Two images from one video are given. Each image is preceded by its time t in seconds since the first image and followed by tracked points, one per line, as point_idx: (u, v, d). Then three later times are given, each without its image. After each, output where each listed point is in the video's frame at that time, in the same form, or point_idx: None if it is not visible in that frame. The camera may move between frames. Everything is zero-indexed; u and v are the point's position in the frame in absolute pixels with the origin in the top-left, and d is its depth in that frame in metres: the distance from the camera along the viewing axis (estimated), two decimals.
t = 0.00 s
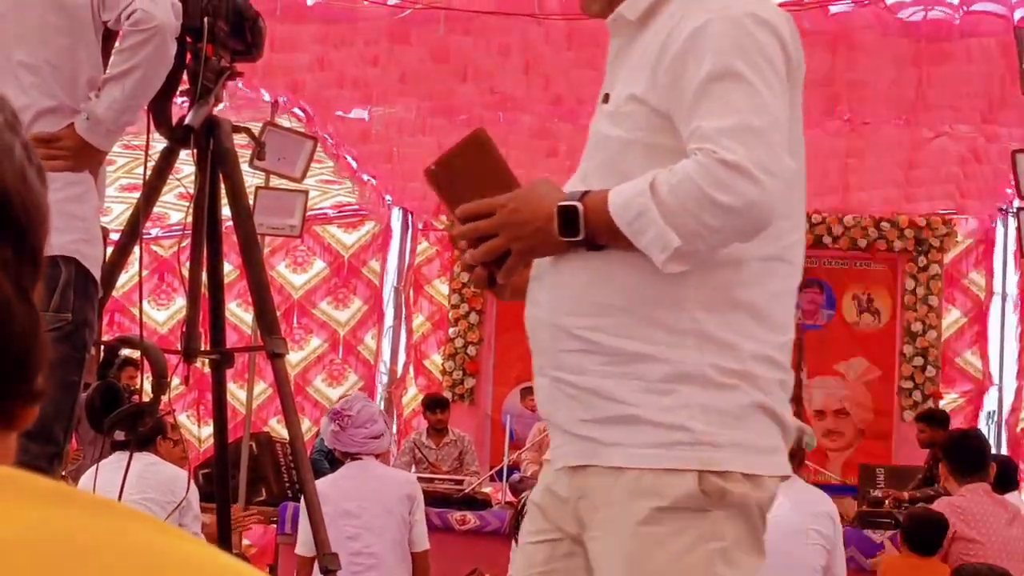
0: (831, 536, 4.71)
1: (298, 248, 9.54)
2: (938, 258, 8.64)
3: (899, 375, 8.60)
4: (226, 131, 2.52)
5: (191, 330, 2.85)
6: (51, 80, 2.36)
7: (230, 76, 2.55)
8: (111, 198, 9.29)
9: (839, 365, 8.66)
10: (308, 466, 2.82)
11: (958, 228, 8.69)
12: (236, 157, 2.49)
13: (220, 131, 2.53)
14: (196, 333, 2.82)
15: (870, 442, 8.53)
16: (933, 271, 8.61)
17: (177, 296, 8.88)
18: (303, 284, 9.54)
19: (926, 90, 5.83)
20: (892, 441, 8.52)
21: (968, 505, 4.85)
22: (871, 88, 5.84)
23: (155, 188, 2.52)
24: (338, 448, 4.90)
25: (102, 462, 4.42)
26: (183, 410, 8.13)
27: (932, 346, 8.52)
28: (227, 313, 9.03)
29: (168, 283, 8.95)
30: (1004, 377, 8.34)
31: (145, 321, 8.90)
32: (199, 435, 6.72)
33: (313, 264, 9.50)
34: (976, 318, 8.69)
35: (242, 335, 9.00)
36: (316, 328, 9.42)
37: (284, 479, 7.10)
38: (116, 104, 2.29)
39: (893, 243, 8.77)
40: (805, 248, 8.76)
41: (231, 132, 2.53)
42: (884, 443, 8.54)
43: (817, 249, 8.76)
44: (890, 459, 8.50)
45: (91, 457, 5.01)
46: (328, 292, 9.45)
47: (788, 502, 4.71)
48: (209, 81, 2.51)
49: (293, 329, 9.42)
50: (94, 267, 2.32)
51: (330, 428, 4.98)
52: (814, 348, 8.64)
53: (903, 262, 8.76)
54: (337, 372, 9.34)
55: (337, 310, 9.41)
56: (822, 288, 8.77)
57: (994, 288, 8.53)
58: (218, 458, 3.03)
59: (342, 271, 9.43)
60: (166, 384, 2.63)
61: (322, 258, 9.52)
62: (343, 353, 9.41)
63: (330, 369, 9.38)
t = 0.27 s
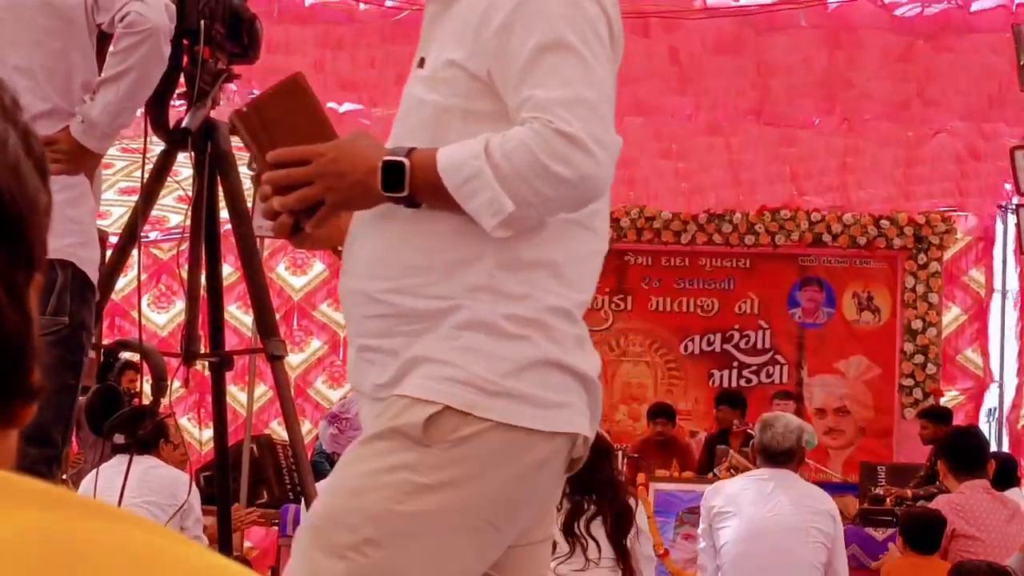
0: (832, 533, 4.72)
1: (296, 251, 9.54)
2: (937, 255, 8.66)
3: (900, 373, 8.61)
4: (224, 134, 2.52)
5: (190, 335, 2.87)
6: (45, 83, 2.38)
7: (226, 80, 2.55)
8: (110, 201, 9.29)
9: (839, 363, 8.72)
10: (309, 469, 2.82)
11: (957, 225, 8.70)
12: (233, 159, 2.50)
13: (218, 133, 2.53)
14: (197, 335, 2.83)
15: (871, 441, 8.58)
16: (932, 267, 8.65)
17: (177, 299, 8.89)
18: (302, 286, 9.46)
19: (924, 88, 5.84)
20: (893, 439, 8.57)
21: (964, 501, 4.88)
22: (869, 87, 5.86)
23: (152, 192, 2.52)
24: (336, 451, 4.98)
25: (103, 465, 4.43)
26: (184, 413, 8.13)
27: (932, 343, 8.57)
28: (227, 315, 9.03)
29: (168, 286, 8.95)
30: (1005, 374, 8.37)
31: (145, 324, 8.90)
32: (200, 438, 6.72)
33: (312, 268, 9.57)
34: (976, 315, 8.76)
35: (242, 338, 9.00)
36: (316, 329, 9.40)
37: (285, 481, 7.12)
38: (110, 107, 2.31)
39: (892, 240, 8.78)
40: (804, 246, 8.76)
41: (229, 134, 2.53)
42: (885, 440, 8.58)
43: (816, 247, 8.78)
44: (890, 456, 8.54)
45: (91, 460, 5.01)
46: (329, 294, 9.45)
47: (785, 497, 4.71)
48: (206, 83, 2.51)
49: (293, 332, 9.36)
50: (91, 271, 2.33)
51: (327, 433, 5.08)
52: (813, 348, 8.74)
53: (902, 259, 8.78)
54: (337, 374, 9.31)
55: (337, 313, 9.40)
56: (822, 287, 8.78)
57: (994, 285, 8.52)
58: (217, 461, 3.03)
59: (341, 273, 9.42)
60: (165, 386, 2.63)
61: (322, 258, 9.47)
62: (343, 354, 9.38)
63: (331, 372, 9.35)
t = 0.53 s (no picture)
0: (833, 530, 4.74)
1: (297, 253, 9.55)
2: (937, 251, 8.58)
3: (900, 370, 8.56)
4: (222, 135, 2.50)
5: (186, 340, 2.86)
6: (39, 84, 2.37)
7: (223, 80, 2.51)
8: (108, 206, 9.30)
9: (840, 360, 8.73)
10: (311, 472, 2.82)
11: (956, 221, 8.63)
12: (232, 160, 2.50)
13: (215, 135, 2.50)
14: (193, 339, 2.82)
15: (871, 437, 8.54)
16: (931, 264, 8.56)
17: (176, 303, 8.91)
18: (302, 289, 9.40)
19: (920, 85, 5.85)
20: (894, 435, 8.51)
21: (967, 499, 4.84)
22: (865, 84, 5.86)
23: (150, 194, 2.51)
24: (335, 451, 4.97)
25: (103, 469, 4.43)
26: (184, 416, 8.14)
27: (932, 340, 8.50)
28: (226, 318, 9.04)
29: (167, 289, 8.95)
30: (1005, 370, 8.37)
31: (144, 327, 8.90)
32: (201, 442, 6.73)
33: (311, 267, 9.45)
34: (976, 312, 8.60)
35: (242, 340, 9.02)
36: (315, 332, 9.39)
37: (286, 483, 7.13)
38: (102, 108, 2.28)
39: (891, 237, 8.72)
40: (802, 244, 8.77)
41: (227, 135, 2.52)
42: (885, 437, 8.52)
43: (814, 245, 8.79)
44: (891, 454, 8.48)
45: (91, 464, 5.01)
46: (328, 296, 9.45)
47: (786, 494, 4.71)
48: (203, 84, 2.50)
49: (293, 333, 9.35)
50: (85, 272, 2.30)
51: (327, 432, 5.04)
52: (812, 346, 8.75)
53: (901, 256, 8.73)
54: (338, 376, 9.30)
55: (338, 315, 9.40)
56: (821, 284, 8.81)
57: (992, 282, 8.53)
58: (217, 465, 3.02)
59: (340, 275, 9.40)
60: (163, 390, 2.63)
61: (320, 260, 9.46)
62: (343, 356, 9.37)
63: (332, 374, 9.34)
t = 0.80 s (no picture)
0: (838, 525, 4.72)
1: (299, 254, 9.55)
2: (939, 245, 8.57)
3: (902, 364, 8.54)
4: (220, 138, 2.50)
5: (189, 343, 2.87)
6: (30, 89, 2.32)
7: (221, 82, 2.52)
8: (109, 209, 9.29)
9: (841, 355, 8.69)
10: (313, 473, 2.82)
11: (958, 214, 8.60)
12: (230, 162, 2.49)
13: (214, 138, 2.50)
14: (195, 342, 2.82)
15: (876, 431, 8.52)
16: (933, 258, 8.53)
17: (178, 305, 8.92)
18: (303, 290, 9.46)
19: (919, 79, 5.83)
20: (898, 429, 8.49)
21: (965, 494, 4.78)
22: (864, 78, 5.85)
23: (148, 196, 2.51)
24: (343, 450, 4.96)
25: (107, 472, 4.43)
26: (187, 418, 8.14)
27: (935, 333, 8.46)
28: (228, 320, 9.04)
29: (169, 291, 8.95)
30: (1009, 363, 8.36)
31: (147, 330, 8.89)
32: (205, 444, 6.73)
33: (313, 270, 9.53)
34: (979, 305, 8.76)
35: (245, 341, 9.03)
36: (318, 332, 9.40)
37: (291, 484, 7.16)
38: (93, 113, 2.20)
39: (893, 231, 8.68)
40: (805, 239, 8.76)
41: (224, 137, 2.51)
42: (888, 431, 8.51)
43: (816, 240, 8.78)
44: (895, 447, 8.48)
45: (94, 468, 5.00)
46: (330, 295, 9.44)
47: (789, 489, 4.72)
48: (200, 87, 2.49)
49: (295, 336, 9.49)
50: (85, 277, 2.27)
51: (334, 430, 5.02)
52: (816, 341, 8.76)
53: (904, 250, 8.70)
54: (341, 376, 9.30)
55: (341, 315, 9.40)
56: (823, 279, 8.79)
57: (994, 273, 8.55)
58: (220, 468, 3.02)
59: (342, 275, 9.39)
60: (165, 392, 2.63)
61: (321, 261, 9.50)
62: (346, 356, 9.38)
63: (335, 374, 9.34)
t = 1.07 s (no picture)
0: (844, 510, 4.73)
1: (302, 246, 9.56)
2: (942, 227, 8.53)
3: (906, 346, 8.54)
4: (217, 130, 2.52)
5: (190, 336, 2.88)
6: (21, 83, 2.28)
7: (218, 74, 2.55)
8: (112, 204, 9.30)
9: (846, 339, 8.72)
10: (316, 464, 2.82)
11: (960, 196, 8.58)
12: (228, 155, 2.50)
13: (211, 130, 2.52)
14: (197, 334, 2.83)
15: (881, 415, 8.52)
16: (937, 241, 8.51)
17: (181, 299, 8.93)
18: (307, 281, 9.56)
19: (919, 61, 5.82)
20: (903, 412, 8.48)
21: (967, 480, 4.76)
22: (863, 62, 5.84)
23: (148, 191, 2.52)
24: (349, 441, 4.97)
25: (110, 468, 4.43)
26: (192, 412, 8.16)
27: (939, 316, 8.43)
28: (232, 313, 9.06)
29: (173, 285, 8.97)
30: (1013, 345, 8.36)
31: (151, 324, 8.91)
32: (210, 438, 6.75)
33: (315, 261, 9.53)
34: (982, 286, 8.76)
35: (248, 334, 9.04)
36: (323, 324, 9.41)
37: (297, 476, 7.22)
38: (83, 106, 2.17)
39: (896, 214, 8.68)
40: (808, 224, 8.75)
41: (222, 130, 2.52)
42: (893, 414, 8.51)
43: (819, 225, 8.78)
44: (901, 430, 8.48)
45: (99, 463, 5.01)
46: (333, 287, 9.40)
47: (796, 474, 4.72)
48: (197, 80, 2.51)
49: (300, 328, 9.55)
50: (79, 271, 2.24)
51: (340, 421, 5.03)
52: (820, 325, 8.76)
53: (907, 232, 8.70)
54: (345, 367, 9.29)
55: (344, 306, 9.39)
56: (826, 262, 8.80)
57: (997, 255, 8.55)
58: (223, 459, 3.03)
59: (345, 267, 9.34)
60: (167, 385, 2.64)
61: (324, 253, 9.51)
62: (350, 347, 9.34)
63: (339, 365, 9.32)
